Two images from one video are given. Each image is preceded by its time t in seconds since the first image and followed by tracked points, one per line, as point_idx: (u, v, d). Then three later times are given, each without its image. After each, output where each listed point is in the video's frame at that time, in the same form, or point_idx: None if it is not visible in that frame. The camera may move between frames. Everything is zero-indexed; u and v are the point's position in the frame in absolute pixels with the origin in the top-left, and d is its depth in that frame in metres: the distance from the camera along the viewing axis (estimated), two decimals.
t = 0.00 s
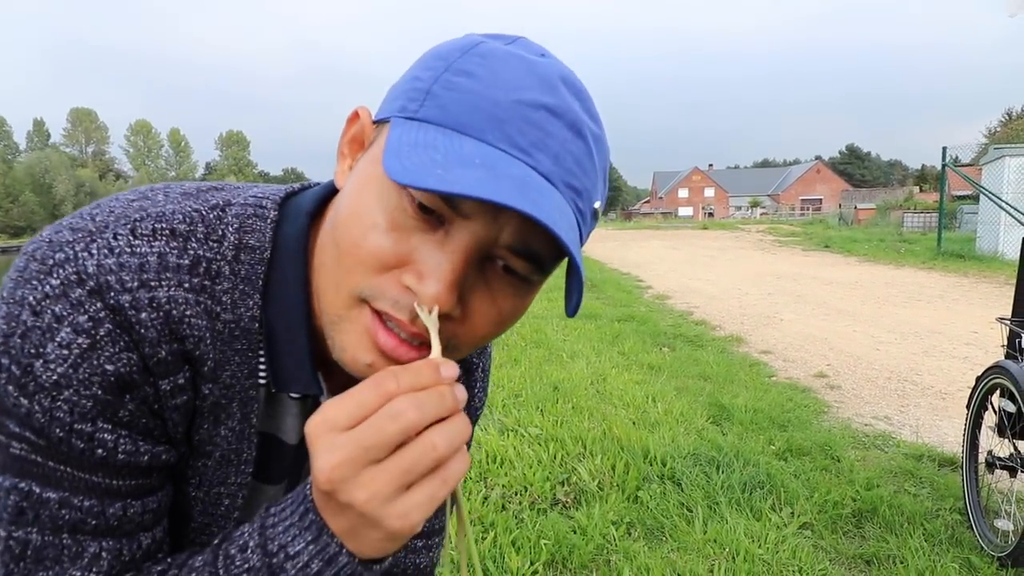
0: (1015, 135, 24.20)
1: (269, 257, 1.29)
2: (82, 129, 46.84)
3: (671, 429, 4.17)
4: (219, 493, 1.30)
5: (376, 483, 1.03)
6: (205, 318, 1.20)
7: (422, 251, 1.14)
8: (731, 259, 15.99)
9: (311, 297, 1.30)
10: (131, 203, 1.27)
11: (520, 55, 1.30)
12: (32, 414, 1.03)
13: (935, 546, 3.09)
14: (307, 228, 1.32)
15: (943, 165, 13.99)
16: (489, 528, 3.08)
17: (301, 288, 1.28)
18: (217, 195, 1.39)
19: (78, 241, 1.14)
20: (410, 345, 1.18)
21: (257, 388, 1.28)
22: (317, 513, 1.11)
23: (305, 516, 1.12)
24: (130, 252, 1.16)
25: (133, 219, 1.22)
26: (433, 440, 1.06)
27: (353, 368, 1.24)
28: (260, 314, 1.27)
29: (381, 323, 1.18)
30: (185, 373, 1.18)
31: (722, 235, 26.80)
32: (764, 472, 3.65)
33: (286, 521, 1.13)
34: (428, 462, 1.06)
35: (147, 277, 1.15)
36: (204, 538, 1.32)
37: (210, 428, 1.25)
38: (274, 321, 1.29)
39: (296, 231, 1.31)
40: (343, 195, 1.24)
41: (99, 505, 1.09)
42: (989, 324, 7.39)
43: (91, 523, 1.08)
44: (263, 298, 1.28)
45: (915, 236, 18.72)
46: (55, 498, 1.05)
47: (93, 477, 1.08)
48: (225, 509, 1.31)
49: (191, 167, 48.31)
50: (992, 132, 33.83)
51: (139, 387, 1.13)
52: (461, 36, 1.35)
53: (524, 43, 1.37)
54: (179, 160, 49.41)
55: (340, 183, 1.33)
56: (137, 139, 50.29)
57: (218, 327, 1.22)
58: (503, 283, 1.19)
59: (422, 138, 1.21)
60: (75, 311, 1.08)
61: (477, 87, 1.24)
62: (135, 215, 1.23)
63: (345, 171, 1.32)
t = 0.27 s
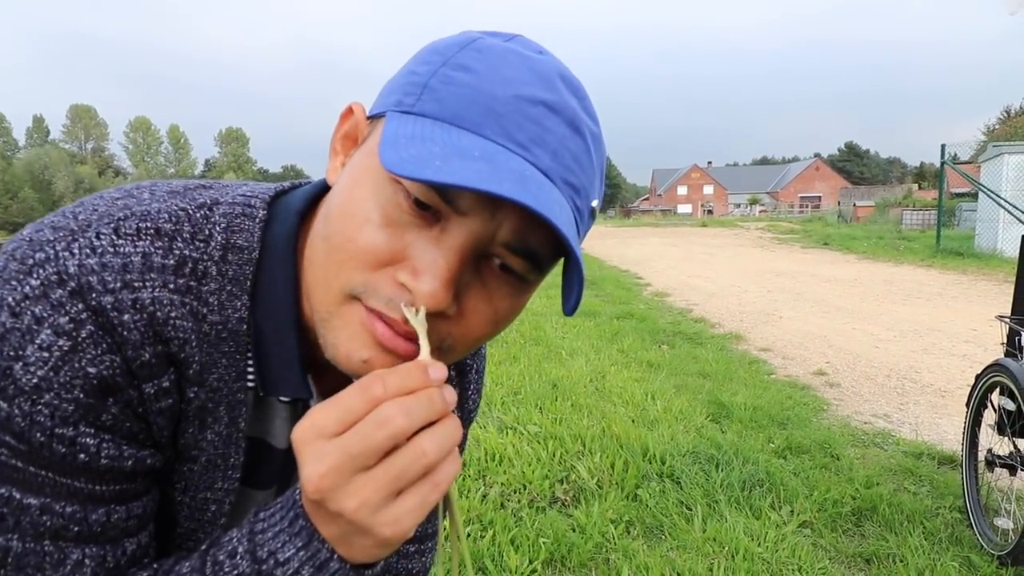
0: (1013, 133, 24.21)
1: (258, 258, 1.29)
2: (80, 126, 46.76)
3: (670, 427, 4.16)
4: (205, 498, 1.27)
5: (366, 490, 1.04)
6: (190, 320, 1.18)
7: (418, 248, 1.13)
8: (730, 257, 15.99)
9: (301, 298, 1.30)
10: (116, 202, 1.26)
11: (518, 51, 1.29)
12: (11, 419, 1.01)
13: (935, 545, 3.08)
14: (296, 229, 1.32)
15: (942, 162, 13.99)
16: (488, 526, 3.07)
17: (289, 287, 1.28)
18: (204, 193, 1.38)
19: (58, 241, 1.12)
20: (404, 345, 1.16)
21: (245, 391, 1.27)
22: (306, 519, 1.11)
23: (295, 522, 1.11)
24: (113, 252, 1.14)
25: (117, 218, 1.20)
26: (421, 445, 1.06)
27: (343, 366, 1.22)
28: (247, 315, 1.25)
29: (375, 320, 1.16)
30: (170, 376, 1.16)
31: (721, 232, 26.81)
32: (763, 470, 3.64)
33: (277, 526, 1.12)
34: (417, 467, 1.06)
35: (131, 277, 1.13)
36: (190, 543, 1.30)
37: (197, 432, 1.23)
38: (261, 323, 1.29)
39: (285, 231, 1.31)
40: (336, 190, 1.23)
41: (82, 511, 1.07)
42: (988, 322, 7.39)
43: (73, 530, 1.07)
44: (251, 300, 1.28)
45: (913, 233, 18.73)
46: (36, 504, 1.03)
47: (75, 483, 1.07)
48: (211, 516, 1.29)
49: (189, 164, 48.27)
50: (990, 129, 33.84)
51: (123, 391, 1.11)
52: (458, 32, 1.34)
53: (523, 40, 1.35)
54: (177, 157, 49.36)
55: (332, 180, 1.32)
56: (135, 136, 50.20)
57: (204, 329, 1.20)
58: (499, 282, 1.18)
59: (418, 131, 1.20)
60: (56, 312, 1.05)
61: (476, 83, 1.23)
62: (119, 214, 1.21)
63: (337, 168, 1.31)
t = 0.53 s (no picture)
0: (1012, 134, 24.24)
1: (249, 257, 1.28)
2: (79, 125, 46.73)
3: (668, 427, 4.16)
4: (192, 501, 1.27)
5: (355, 504, 1.04)
6: (179, 320, 1.18)
7: (415, 249, 1.13)
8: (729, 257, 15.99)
9: (293, 297, 1.29)
10: (103, 199, 1.25)
11: (513, 48, 1.29)
12: None
13: (933, 544, 3.09)
14: (288, 227, 1.31)
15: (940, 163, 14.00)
16: (487, 526, 3.07)
17: (281, 287, 1.27)
18: (194, 191, 1.37)
19: (44, 239, 1.12)
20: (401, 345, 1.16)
21: (234, 392, 1.27)
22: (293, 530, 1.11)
23: (282, 533, 1.12)
24: (100, 251, 1.13)
25: (104, 216, 1.19)
26: (412, 460, 1.06)
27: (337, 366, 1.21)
28: (237, 315, 1.25)
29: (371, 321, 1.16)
30: (157, 378, 1.16)
31: (720, 232, 26.82)
32: (762, 470, 3.65)
33: (262, 536, 1.13)
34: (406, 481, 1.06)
35: (118, 277, 1.13)
36: (176, 548, 1.29)
37: (185, 434, 1.23)
38: (252, 322, 1.27)
39: (276, 229, 1.31)
40: (330, 188, 1.22)
41: (62, 517, 1.09)
42: (986, 322, 7.40)
43: (53, 536, 1.08)
44: (243, 301, 1.27)
45: (911, 234, 18.75)
46: (15, 509, 1.05)
47: (56, 487, 1.08)
48: (198, 519, 1.28)
49: (188, 163, 48.28)
50: (989, 130, 33.89)
51: (108, 393, 1.11)
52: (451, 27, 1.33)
53: (516, 36, 1.35)
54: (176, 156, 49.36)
55: (324, 177, 1.31)
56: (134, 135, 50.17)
57: (193, 328, 1.20)
58: (495, 282, 1.18)
59: (414, 130, 1.19)
60: (40, 312, 1.06)
61: (472, 80, 1.23)
62: (106, 211, 1.21)
63: (329, 166, 1.31)
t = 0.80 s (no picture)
0: (1010, 133, 24.28)
1: (244, 261, 1.27)
2: (78, 124, 46.69)
3: (667, 425, 4.17)
4: (184, 505, 1.27)
5: (330, 498, 1.07)
6: (170, 325, 1.17)
7: (418, 256, 1.13)
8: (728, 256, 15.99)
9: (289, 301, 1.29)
10: (96, 201, 1.24)
11: (515, 50, 1.29)
12: None
13: (931, 543, 3.09)
14: (284, 230, 1.31)
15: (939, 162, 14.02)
16: (485, 524, 3.08)
17: (277, 291, 1.28)
18: (190, 193, 1.36)
19: (34, 243, 1.12)
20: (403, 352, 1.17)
21: (227, 397, 1.26)
22: (280, 543, 1.15)
23: (270, 546, 1.17)
24: (90, 255, 1.13)
25: (96, 219, 1.19)
26: (389, 460, 1.09)
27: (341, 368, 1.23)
28: (231, 319, 1.24)
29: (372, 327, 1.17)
30: (146, 385, 1.17)
31: (719, 231, 26.84)
32: (760, 469, 3.65)
33: (251, 549, 1.19)
34: (381, 480, 1.09)
35: (108, 282, 1.13)
36: (168, 551, 1.30)
37: (175, 440, 1.23)
38: (249, 325, 1.28)
39: (272, 231, 1.30)
40: (329, 191, 1.22)
41: (43, 524, 1.11)
42: (985, 321, 7.41)
43: (33, 542, 1.11)
44: (237, 304, 1.27)
45: (910, 233, 18.78)
46: None
47: (39, 494, 1.10)
48: (190, 523, 1.29)
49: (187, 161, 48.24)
50: (987, 130, 33.93)
51: (94, 400, 1.12)
52: (450, 29, 1.33)
53: (515, 36, 1.35)
54: (175, 155, 49.31)
55: (321, 178, 1.29)
56: (134, 134, 50.11)
57: (185, 333, 1.19)
58: (498, 288, 1.19)
59: (417, 137, 1.19)
60: (26, 318, 1.06)
61: (475, 85, 1.23)
62: (98, 214, 1.20)
63: (327, 167, 1.29)
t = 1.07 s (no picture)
0: (1009, 135, 24.29)
1: (246, 266, 1.27)
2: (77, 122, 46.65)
3: (665, 426, 4.17)
4: (187, 508, 1.26)
5: (331, 488, 1.07)
6: (174, 329, 1.17)
7: (426, 280, 1.11)
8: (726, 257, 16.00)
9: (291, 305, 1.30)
10: (97, 205, 1.23)
11: (522, 66, 1.25)
12: None
13: (929, 544, 3.09)
14: (285, 235, 1.32)
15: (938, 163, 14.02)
16: (483, 524, 3.07)
17: (279, 296, 1.28)
18: (191, 196, 1.36)
19: (37, 247, 1.10)
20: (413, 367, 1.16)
21: (230, 400, 1.26)
22: (287, 543, 1.18)
23: (276, 545, 1.19)
24: (94, 259, 1.12)
25: (99, 223, 1.18)
26: (392, 447, 1.10)
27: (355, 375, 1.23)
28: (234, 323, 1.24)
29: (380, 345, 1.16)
30: (150, 389, 1.16)
31: (717, 232, 26.84)
32: (758, 469, 3.65)
33: (259, 551, 1.20)
34: (382, 470, 1.09)
35: (112, 286, 1.12)
36: (170, 552, 1.30)
37: (179, 443, 1.22)
38: (251, 329, 1.28)
39: (274, 237, 1.31)
40: (333, 206, 1.19)
41: (48, 526, 1.09)
42: (983, 322, 7.41)
43: (40, 544, 1.09)
44: (240, 307, 1.27)
45: (908, 234, 18.79)
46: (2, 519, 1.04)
47: (44, 498, 1.08)
48: (193, 525, 1.28)
49: (185, 160, 48.22)
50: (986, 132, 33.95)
51: (100, 404, 1.11)
52: (456, 39, 1.29)
53: (522, 46, 1.31)
54: (173, 154, 49.30)
55: (324, 188, 1.27)
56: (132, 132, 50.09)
57: (188, 338, 1.19)
58: (506, 305, 1.18)
59: (424, 165, 1.17)
60: (31, 323, 1.05)
61: (483, 107, 1.20)
62: (101, 218, 1.19)
63: (329, 177, 1.27)
